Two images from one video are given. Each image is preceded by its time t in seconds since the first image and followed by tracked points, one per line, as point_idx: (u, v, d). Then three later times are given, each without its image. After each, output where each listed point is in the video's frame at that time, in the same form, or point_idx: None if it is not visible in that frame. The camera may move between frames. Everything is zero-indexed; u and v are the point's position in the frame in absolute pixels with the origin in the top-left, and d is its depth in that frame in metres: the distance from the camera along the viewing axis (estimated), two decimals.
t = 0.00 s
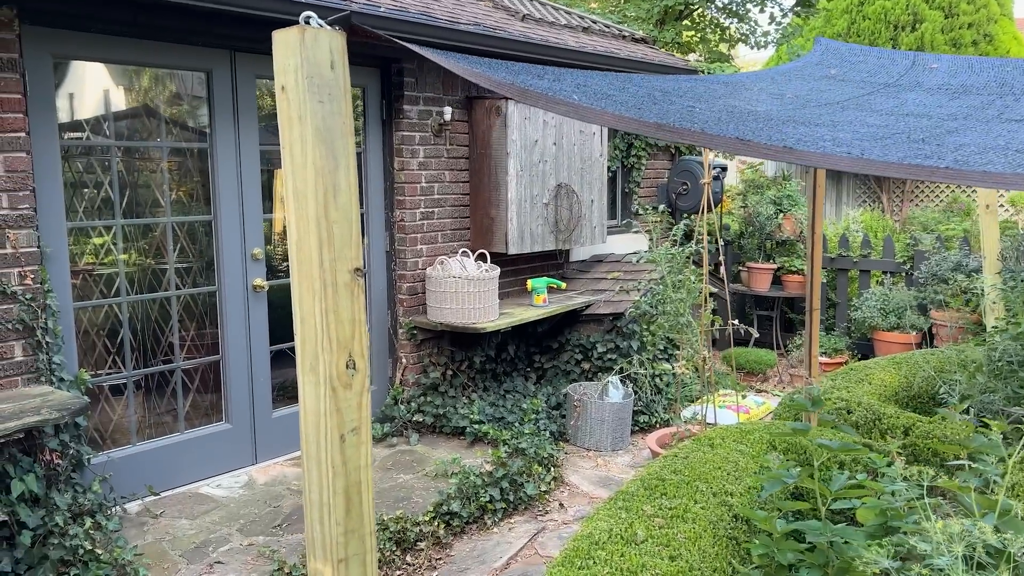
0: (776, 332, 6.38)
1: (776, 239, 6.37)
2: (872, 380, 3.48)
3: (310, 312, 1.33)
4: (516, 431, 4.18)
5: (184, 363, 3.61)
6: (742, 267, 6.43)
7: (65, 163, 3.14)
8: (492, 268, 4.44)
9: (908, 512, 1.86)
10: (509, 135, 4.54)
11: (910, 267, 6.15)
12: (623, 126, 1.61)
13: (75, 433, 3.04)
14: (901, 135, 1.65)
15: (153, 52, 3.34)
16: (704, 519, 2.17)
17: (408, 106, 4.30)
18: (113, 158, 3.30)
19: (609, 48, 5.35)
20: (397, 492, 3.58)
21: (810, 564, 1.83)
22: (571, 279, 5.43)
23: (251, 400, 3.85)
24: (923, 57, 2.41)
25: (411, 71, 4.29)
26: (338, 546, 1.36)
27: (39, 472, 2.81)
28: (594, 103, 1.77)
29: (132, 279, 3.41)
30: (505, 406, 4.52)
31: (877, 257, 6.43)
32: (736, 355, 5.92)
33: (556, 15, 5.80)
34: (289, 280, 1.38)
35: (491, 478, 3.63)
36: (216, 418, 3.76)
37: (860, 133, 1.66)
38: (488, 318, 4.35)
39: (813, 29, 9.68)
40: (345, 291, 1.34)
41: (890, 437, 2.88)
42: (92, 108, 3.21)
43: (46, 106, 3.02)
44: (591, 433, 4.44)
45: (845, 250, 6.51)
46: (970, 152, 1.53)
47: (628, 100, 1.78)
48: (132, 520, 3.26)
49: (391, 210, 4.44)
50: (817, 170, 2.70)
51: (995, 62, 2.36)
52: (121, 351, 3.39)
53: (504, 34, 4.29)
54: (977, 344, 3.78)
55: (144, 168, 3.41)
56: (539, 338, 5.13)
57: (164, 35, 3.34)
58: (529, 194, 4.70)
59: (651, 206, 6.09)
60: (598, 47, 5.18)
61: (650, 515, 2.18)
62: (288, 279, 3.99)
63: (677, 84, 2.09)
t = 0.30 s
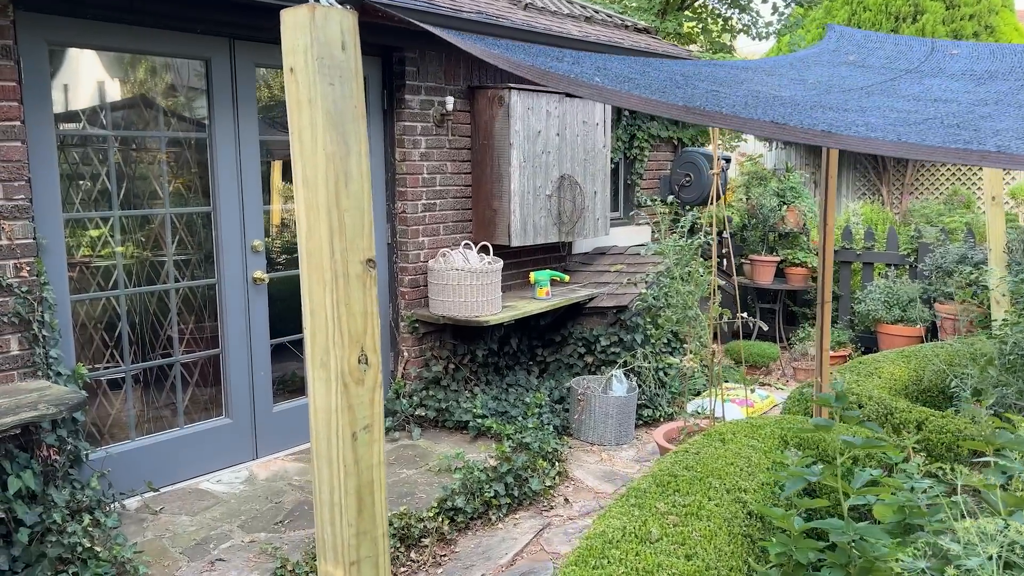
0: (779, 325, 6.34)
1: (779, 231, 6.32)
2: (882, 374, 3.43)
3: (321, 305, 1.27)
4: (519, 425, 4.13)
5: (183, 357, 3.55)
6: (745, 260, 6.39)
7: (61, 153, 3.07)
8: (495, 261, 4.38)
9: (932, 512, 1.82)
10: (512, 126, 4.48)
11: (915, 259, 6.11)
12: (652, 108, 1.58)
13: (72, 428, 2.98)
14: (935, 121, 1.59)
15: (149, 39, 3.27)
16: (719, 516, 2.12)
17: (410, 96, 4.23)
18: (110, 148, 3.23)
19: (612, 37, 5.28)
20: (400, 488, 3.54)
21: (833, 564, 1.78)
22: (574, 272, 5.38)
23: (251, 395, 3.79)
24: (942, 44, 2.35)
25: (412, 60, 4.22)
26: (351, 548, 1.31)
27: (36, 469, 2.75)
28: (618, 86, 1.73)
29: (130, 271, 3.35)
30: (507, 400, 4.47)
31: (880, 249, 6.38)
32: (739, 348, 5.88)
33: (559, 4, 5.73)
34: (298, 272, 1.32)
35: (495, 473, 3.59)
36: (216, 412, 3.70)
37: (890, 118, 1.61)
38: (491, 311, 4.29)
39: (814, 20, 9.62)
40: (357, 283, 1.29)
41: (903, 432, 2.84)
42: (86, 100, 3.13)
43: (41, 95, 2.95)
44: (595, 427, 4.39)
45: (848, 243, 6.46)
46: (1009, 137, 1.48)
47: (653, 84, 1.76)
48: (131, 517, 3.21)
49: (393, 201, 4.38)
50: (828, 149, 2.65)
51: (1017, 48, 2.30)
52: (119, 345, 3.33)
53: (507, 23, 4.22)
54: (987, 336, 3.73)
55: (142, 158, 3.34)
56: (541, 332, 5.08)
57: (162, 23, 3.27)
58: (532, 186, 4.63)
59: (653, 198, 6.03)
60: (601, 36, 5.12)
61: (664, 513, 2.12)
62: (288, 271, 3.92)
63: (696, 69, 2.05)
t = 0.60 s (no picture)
0: (779, 319, 6.30)
1: (779, 224, 6.27)
2: (888, 368, 3.39)
3: (330, 301, 1.21)
4: (520, 421, 4.08)
5: (178, 353, 3.49)
6: (744, 252, 6.34)
7: (52, 145, 2.99)
8: (495, 254, 4.32)
9: (952, 512, 1.78)
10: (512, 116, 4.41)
11: (915, 252, 6.07)
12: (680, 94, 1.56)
13: (65, 426, 2.91)
14: (968, 110, 1.55)
15: (142, 28, 3.19)
16: (732, 516, 2.07)
17: (408, 87, 4.16)
18: (103, 139, 3.15)
19: (611, 27, 5.22)
20: (401, 485, 3.48)
21: (853, 566, 1.73)
22: (573, 265, 5.32)
23: (248, 391, 3.73)
24: (959, 31, 2.30)
25: (410, 50, 4.15)
26: (361, 556, 1.25)
27: (29, 468, 2.68)
28: (642, 71, 1.70)
29: (123, 266, 3.28)
30: (508, 395, 4.41)
31: (880, 241, 6.34)
32: (740, 342, 5.84)
33: None
34: (306, 267, 1.26)
35: (497, 470, 3.53)
36: (212, 409, 3.64)
37: (919, 106, 1.56)
38: (491, 306, 4.23)
39: (811, 12, 9.56)
40: (367, 279, 1.23)
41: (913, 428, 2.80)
42: (76, 92, 3.05)
43: (31, 85, 2.87)
44: (596, 422, 4.34)
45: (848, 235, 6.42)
46: None
47: (677, 70, 1.73)
48: (127, 517, 3.15)
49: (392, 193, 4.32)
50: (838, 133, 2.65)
51: None
52: (113, 340, 3.26)
53: (507, 12, 4.16)
54: (994, 330, 3.69)
55: (135, 150, 3.27)
56: (541, 326, 5.01)
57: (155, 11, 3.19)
58: (532, 178, 4.57)
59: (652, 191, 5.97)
60: (601, 26, 5.05)
61: (676, 513, 2.07)
62: (284, 265, 3.85)
63: (713, 56, 2.00)
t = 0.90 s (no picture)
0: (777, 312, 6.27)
1: (776, 217, 6.23)
2: (894, 362, 3.35)
3: (341, 299, 1.16)
4: (520, 417, 4.04)
5: (172, 350, 3.42)
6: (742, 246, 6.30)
7: (41, 139, 2.92)
8: (492, 249, 4.26)
9: (970, 513, 1.75)
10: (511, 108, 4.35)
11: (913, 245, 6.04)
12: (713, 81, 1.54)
13: (58, 426, 2.85)
14: (1004, 97, 1.53)
15: (133, 18, 3.11)
16: (745, 516, 2.02)
17: (404, 78, 4.09)
18: (93, 133, 3.08)
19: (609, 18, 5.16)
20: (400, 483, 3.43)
21: (874, 567, 1.69)
22: (571, 259, 5.27)
23: (243, 388, 3.66)
24: (972, 19, 2.25)
25: (407, 41, 4.08)
26: (375, 565, 1.20)
27: (20, 470, 2.61)
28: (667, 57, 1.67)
29: (115, 261, 3.20)
30: (506, 391, 4.36)
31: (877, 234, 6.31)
32: (739, 336, 5.81)
33: None
34: (314, 263, 1.20)
35: (497, 467, 3.48)
36: (207, 407, 3.57)
37: (947, 94, 1.52)
38: (489, 301, 4.18)
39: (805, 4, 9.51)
40: (380, 276, 1.17)
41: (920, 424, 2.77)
42: (63, 86, 2.97)
43: (19, 77, 2.79)
44: (595, 418, 4.30)
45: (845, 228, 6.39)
46: None
47: (701, 55, 1.71)
48: (121, 517, 3.08)
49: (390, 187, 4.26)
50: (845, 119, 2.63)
51: None
52: (105, 338, 3.19)
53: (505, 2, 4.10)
54: (997, 323, 3.66)
55: (127, 143, 3.19)
56: (539, 321, 4.97)
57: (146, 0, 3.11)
58: (530, 171, 4.51)
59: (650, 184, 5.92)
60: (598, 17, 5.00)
61: (688, 513, 2.03)
62: (279, 260, 3.79)
63: (728, 44, 1.95)
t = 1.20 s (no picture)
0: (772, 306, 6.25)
1: (771, 210, 6.22)
2: (896, 355, 3.33)
3: (352, 293, 1.11)
4: (518, 412, 4.00)
5: (165, 346, 3.36)
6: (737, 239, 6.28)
7: (30, 132, 2.86)
8: (489, 242, 4.21)
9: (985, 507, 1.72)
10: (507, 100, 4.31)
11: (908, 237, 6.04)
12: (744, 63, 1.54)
13: (49, 425, 2.79)
14: None
15: (123, 8, 3.04)
16: (756, 511, 1.99)
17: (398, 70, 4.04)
18: (83, 126, 3.01)
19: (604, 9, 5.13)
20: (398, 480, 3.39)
21: (892, 564, 1.66)
22: (567, 253, 5.23)
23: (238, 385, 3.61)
24: (982, 7, 2.23)
25: (401, 32, 4.03)
26: (388, 568, 1.16)
27: (11, 470, 2.55)
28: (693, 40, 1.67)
29: (107, 256, 3.14)
30: (504, 385, 4.33)
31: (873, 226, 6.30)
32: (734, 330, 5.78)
33: None
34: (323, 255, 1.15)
35: (497, 463, 3.45)
36: (201, 404, 3.51)
37: (971, 78, 1.49)
38: (486, 295, 4.14)
39: None
40: (392, 268, 1.13)
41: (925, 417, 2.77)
42: (50, 79, 2.90)
43: (6, 69, 2.73)
44: (593, 412, 4.26)
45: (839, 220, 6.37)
46: None
47: (725, 39, 1.71)
48: (115, 517, 3.03)
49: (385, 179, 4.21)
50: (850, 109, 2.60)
51: None
52: (96, 334, 3.12)
53: None
54: (998, 315, 3.64)
55: (118, 135, 3.13)
56: (536, 315, 4.93)
57: None
58: (527, 163, 4.46)
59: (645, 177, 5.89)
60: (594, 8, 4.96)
61: (698, 509, 1.99)
62: (272, 255, 3.73)
63: (739, 31, 1.92)
